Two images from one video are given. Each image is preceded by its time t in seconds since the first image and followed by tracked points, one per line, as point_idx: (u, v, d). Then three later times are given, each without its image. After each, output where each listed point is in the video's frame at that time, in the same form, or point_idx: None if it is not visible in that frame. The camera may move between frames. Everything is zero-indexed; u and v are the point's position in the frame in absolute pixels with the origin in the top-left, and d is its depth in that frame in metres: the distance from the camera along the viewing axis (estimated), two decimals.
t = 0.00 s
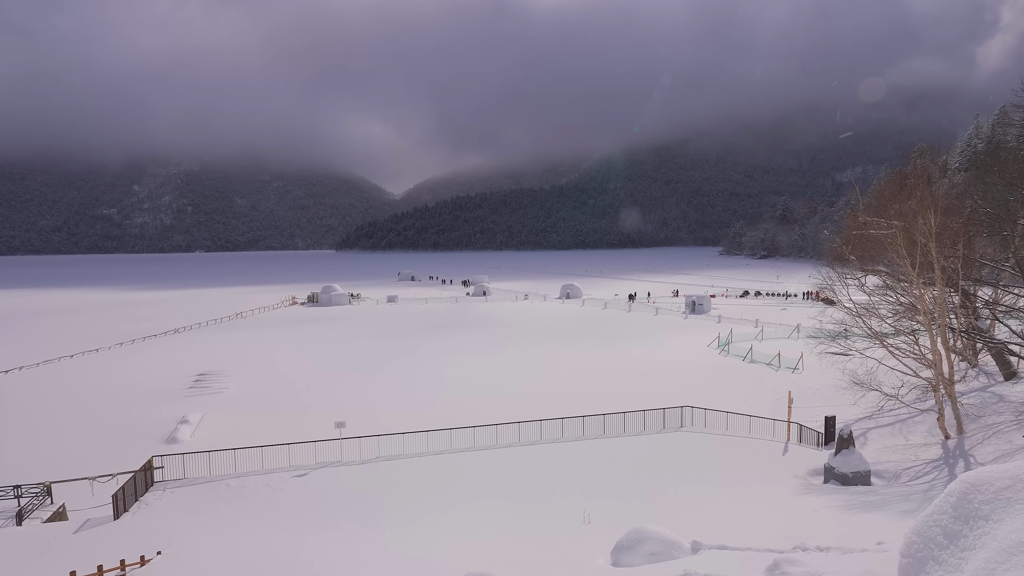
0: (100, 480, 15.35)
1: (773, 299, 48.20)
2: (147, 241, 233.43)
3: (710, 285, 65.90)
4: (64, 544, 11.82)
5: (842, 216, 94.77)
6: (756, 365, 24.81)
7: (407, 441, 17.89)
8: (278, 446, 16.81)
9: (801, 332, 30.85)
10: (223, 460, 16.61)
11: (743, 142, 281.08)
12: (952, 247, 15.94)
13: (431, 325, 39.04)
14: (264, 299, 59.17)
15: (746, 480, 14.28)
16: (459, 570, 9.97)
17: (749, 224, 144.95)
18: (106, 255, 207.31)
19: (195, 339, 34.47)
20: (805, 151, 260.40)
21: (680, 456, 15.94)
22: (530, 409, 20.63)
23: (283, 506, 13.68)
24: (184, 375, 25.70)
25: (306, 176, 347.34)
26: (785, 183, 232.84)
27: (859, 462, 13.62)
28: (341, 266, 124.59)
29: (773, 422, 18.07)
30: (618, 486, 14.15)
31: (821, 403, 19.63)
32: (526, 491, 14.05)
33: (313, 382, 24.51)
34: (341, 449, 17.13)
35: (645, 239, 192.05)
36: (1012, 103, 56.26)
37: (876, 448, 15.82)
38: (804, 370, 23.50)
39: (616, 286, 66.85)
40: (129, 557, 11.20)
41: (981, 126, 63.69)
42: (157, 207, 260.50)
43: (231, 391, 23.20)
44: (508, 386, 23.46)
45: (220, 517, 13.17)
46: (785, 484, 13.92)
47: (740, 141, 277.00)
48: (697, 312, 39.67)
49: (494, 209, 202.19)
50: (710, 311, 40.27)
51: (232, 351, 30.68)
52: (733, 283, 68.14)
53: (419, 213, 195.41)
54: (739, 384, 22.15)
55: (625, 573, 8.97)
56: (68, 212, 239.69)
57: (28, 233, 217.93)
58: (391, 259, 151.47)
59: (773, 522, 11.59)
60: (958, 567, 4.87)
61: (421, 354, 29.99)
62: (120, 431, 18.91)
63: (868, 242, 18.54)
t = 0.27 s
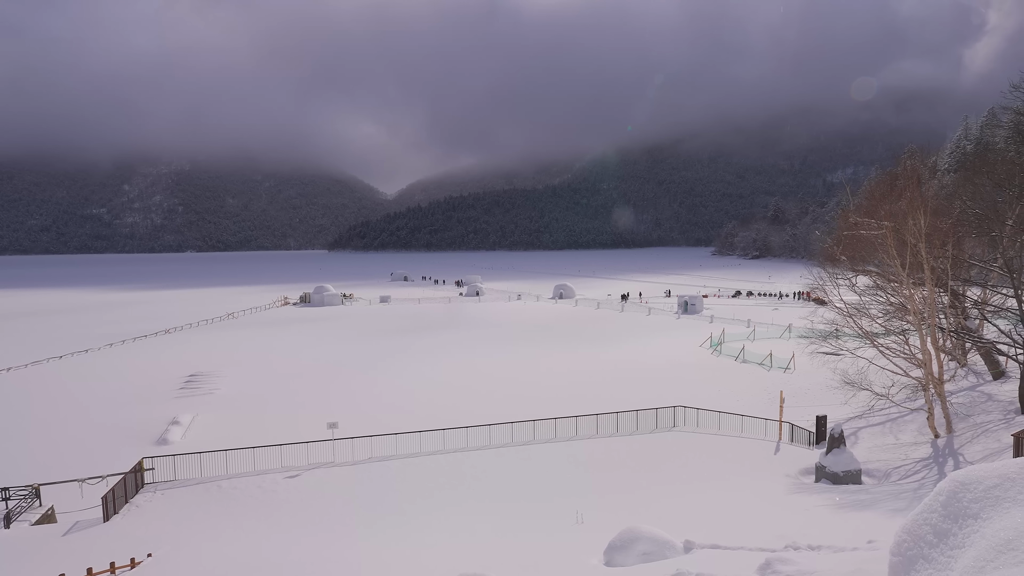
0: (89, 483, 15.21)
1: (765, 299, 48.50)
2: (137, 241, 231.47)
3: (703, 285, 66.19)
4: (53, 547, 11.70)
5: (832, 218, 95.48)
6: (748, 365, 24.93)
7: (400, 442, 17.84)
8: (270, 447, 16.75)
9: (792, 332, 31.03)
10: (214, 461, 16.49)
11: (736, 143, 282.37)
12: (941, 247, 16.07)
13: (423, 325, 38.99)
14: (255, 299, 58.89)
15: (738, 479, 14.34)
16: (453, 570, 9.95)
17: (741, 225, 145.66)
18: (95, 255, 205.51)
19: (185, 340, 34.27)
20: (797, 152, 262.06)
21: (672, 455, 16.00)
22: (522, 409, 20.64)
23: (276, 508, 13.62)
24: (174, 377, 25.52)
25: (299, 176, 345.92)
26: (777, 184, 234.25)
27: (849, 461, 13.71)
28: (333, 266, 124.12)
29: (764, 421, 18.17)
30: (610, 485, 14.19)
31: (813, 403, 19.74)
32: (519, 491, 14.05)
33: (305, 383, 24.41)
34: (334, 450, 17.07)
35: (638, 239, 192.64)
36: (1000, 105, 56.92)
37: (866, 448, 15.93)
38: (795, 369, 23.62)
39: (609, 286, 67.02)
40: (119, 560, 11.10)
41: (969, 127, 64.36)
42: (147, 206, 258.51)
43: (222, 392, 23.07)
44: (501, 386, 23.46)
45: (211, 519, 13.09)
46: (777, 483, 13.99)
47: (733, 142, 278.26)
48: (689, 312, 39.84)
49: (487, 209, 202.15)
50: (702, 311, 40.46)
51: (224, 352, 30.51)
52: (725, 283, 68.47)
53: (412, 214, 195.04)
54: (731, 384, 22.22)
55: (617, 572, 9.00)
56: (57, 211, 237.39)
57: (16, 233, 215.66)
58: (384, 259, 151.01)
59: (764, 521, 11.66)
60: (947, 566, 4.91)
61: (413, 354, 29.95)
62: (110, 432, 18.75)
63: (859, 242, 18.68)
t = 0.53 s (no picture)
0: (80, 485, 15.10)
1: (758, 299, 48.72)
2: (128, 241, 229.83)
3: (697, 285, 66.39)
4: (43, 550, 11.59)
5: (824, 219, 96.02)
6: (741, 365, 25.03)
7: (394, 443, 17.81)
8: (263, 448, 16.68)
9: (785, 332, 31.19)
10: (206, 463, 16.38)
11: (729, 143, 283.45)
12: (932, 248, 16.17)
13: (417, 325, 38.92)
14: (247, 300, 58.59)
15: (730, 479, 14.39)
16: (447, 571, 9.93)
17: (734, 225, 146.27)
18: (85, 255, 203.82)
19: (176, 341, 34.06)
20: (790, 153, 263.42)
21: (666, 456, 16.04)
22: (516, 409, 20.63)
23: (268, 509, 13.55)
24: (166, 378, 25.34)
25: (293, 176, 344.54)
26: (770, 184, 235.37)
27: (841, 461, 13.78)
28: (326, 267, 123.64)
29: (757, 421, 18.23)
30: (603, 486, 14.21)
31: (805, 403, 19.84)
32: (513, 492, 14.07)
33: (298, 384, 24.32)
34: (327, 451, 17.01)
35: (632, 239, 193.08)
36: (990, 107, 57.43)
37: (859, 447, 16.02)
38: (788, 369, 23.74)
39: (603, 287, 67.12)
40: (109, 562, 11.01)
41: (959, 129, 64.89)
42: (139, 206, 256.70)
43: (214, 394, 22.95)
44: (495, 387, 23.44)
45: (203, 521, 13.01)
46: (770, 482, 14.06)
47: (727, 142, 279.32)
48: (682, 313, 39.97)
49: (481, 209, 202.06)
50: (695, 311, 40.59)
51: (216, 353, 30.32)
52: (719, 284, 68.74)
53: (406, 214, 194.63)
54: (725, 384, 22.28)
55: (610, 573, 9.01)
56: (46, 211, 235.23)
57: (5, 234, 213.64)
58: (377, 259, 150.66)
59: (757, 521, 11.71)
60: (936, 565, 4.94)
61: (407, 354, 29.90)
62: (101, 434, 18.61)
63: (850, 243, 18.79)
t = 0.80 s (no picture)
0: (71, 488, 14.96)
1: (751, 300, 48.90)
2: (120, 242, 228.51)
3: (691, 286, 66.61)
4: (34, 554, 11.48)
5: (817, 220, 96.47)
6: (735, 366, 25.10)
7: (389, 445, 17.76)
8: (257, 450, 16.61)
9: (779, 332, 31.32)
10: (198, 465, 16.28)
11: (724, 144, 284.54)
12: (924, 248, 16.27)
13: (411, 326, 38.84)
14: (240, 301, 58.31)
15: (724, 480, 14.42)
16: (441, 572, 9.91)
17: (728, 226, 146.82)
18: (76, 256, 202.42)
19: (168, 343, 33.84)
20: (784, 154, 264.69)
21: (660, 456, 16.07)
22: (511, 410, 20.59)
23: (262, 512, 13.48)
24: (158, 380, 25.17)
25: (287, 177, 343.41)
26: (764, 186, 236.41)
27: (834, 461, 13.84)
28: (320, 268, 123.28)
29: (752, 422, 18.28)
30: (598, 486, 14.22)
31: (799, 403, 19.90)
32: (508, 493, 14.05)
33: (292, 385, 24.23)
34: (321, 453, 16.94)
35: (626, 240, 193.55)
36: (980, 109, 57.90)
37: (852, 447, 16.10)
38: (781, 370, 23.82)
39: (597, 287, 67.24)
40: (100, 566, 10.90)
41: (951, 130, 65.39)
42: (131, 207, 255.16)
43: (207, 395, 22.82)
44: (490, 388, 23.40)
45: (196, 524, 12.92)
46: (764, 482, 14.10)
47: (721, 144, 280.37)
48: (676, 313, 40.07)
49: (476, 210, 202.04)
50: (690, 312, 40.69)
51: (209, 355, 30.15)
52: (713, 284, 68.95)
53: (400, 215, 194.33)
54: (719, 385, 22.33)
55: (604, 574, 9.01)
56: (37, 212, 233.50)
57: None
58: (371, 261, 150.30)
59: (751, 521, 11.73)
60: (927, 563, 4.96)
61: (402, 355, 29.84)
62: (92, 437, 18.46)
63: (843, 244, 18.87)
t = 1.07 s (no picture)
0: (63, 491, 14.86)
1: (746, 300, 49.08)
2: (112, 244, 227.13)
3: (685, 287, 66.78)
4: (25, 558, 11.38)
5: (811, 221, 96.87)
6: (729, 366, 25.17)
7: (383, 446, 17.72)
8: (251, 452, 16.55)
9: (773, 332, 31.43)
10: (192, 467, 16.20)
11: (718, 145, 285.48)
12: (916, 249, 16.37)
13: (405, 327, 38.78)
14: (234, 302, 57.98)
15: (719, 479, 14.44)
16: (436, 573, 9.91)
17: (722, 227, 147.31)
18: (68, 258, 201.33)
19: (161, 344, 33.64)
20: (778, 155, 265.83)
21: (654, 456, 16.11)
22: (506, 411, 20.58)
23: (256, 514, 13.43)
24: (151, 382, 25.01)
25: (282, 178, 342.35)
26: (758, 186, 237.28)
27: (828, 460, 13.90)
28: (314, 269, 122.93)
29: (746, 422, 18.34)
30: (594, 487, 14.21)
31: (793, 403, 19.98)
32: (503, 494, 14.02)
33: (287, 387, 24.15)
34: (315, 455, 16.87)
35: (621, 241, 193.99)
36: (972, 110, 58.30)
37: (845, 446, 16.17)
38: (776, 370, 23.89)
39: (592, 288, 67.29)
40: (93, 569, 10.82)
41: (942, 132, 65.86)
42: (123, 209, 253.90)
43: (201, 398, 22.70)
44: (485, 389, 23.38)
45: (188, 527, 12.84)
46: (758, 482, 14.15)
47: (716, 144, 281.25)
48: (671, 314, 40.16)
49: (470, 211, 202.04)
50: (684, 312, 40.78)
51: (202, 356, 29.99)
52: (708, 285, 69.08)
53: (395, 216, 194.10)
54: (713, 385, 22.39)
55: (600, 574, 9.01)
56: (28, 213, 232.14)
57: None
58: (365, 262, 149.85)
59: (746, 521, 11.74)
60: (919, 561, 4.99)
61: (397, 356, 29.78)
62: (84, 439, 18.34)
63: (837, 244, 18.95)
